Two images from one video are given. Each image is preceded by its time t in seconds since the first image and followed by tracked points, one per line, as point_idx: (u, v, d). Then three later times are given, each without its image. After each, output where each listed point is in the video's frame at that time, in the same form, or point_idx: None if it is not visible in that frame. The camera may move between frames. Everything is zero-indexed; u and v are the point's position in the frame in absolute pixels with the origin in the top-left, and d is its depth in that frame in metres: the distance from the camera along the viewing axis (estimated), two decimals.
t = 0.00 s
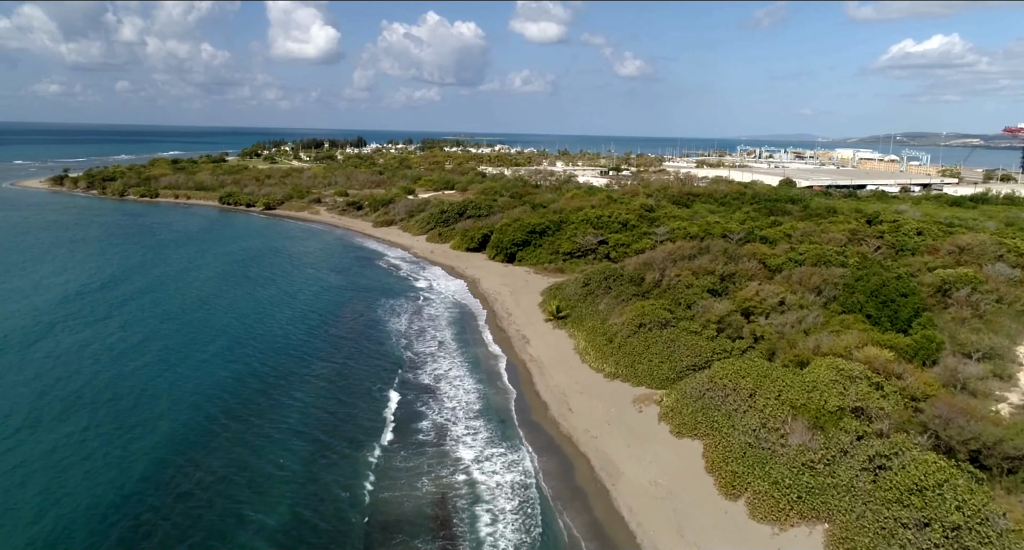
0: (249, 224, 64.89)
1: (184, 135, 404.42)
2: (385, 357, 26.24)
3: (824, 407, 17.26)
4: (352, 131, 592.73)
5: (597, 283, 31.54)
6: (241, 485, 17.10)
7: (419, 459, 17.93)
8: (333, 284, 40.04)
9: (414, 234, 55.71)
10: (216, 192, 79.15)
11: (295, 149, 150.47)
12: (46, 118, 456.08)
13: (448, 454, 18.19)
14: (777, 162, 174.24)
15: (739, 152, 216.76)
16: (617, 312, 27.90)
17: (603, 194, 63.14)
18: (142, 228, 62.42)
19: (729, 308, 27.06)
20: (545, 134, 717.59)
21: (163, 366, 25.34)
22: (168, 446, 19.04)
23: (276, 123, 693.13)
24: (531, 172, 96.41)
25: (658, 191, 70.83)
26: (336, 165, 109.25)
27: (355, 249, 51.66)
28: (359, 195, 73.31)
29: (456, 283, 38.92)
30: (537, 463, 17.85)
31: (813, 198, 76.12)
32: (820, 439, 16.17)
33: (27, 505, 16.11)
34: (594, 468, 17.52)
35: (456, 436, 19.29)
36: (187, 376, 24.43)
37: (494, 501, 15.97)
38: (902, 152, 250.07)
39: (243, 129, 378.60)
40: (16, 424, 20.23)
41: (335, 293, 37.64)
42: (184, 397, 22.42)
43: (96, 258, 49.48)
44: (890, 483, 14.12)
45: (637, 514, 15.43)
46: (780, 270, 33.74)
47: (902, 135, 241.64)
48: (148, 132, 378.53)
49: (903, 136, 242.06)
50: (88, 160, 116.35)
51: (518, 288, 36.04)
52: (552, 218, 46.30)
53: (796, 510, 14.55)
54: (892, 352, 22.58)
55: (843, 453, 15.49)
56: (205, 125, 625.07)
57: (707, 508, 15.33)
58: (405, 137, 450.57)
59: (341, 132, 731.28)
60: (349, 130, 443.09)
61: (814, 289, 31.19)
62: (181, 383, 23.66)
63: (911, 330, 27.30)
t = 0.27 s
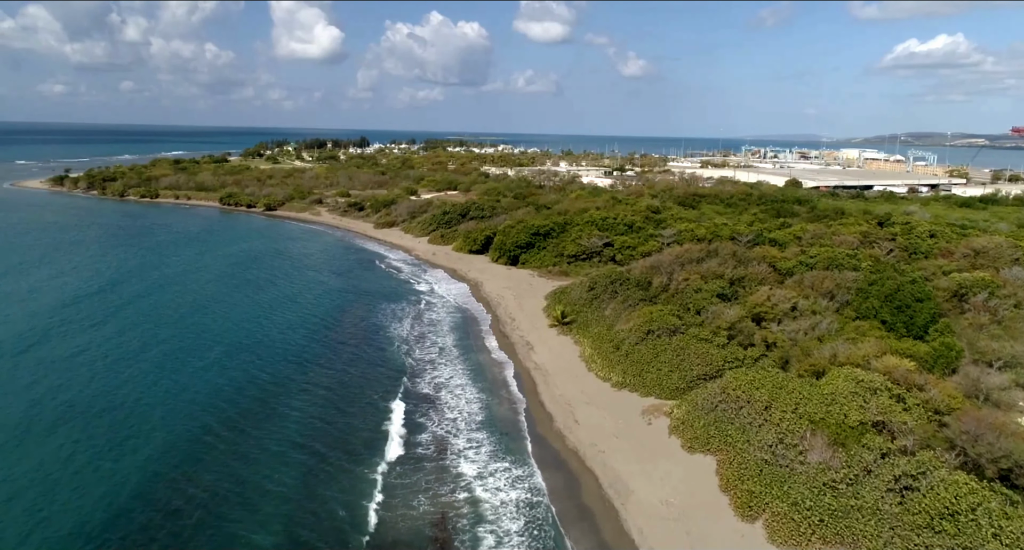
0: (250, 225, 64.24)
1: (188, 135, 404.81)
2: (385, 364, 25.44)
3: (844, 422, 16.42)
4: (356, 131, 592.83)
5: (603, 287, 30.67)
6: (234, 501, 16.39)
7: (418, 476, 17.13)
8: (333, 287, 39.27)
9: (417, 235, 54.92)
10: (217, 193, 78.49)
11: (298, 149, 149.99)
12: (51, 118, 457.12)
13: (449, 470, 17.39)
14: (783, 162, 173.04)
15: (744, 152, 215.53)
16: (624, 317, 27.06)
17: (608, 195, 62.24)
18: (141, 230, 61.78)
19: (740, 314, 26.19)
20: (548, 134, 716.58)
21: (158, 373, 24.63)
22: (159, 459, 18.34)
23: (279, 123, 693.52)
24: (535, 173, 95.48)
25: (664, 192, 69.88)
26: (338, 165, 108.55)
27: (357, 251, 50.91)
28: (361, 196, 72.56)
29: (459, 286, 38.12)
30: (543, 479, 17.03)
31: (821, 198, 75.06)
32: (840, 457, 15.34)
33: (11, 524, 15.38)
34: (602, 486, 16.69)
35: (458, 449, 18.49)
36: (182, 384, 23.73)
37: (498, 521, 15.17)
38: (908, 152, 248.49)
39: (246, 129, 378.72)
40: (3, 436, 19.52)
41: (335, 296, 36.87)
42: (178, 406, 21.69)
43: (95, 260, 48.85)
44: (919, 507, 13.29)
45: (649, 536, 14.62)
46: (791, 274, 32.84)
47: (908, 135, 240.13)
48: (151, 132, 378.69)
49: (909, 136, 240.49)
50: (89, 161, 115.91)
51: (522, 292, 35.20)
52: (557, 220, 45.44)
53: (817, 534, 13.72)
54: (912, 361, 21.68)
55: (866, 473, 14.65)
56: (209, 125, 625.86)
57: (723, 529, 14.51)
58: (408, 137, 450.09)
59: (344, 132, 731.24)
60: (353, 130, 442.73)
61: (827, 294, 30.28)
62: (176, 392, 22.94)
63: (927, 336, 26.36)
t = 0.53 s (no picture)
0: (250, 226, 63.58)
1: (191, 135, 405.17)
2: (385, 371, 24.74)
3: (864, 438, 15.65)
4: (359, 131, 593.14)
5: (609, 291, 29.91)
6: (228, 517, 15.74)
7: (417, 492, 16.40)
8: (334, 290, 38.61)
9: (419, 237, 54.23)
10: (218, 193, 77.93)
11: (301, 149, 149.63)
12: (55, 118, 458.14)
13: (450, 485, 16.65)
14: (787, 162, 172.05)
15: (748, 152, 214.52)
16: (630, 323, 26.30)
17: (612, 196, 61.45)
18: (141, 231, 61.24)
19: (751, 319, 25.39)
20: (551, 134, 716.07)
21: (153, 381, 23.97)
22: (151, 472, 17.68)
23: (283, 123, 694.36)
24: (538, 173, 94.71)
25: (669, 193, 69.07)
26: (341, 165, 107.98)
27: (358, 253, 50.25)
28: (362, 196, 71.92)
29: (461, 290, 37.43)
30: (548, 496, 16.29)
31: (828, 199, 74.15)
32: (861, 475, 14.56)
33: None
34: (609, 503, 15.94)
35: (460, 463, 17.76)
36: (177, 392, 23.06)
37: (501, 541, 14.44)
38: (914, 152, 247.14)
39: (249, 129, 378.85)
40: None
41: (335, 300, 36.21)
42: (172, 416, 21.02)
43: (93, 262, 48.21)
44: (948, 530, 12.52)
45: None
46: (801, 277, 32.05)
47: (913, 135, 238.87)
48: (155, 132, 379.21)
49: (914, 136, 239.20)
50: (91, 160, 115.56)
51: (525, 296, 34.47)
52: (561, 221, 44.67)
53: None
54: (930, 370, 20.87)
55: (890, 493, 13.87)
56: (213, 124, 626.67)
57: None
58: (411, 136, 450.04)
59: (347, 131, 732.24)
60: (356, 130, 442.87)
61: (839, 298, 29.46)
62: (170, 400, 22.28)
63: (943, 343, 25.51)
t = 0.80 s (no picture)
0: (251, 228, 63.08)
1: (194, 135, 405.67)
2: (384, 378, 24.10)
3: (883, 452, 14.97)
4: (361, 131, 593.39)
5: (614, 295, 29.23)
6: (222, 532, 15.15)
7: (416, 507, 15.76)
8: (334, 293, 38.02)
9: (420, 238, 53.65)
10: (219, 194, 77.44)
11: (303, 149, 149.34)
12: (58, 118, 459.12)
13: (451, 500, 16.01)
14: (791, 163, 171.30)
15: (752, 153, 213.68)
16: (636, 328, 25.63)
17: (616, 197, 60.78)
18: (141, 232, 60.79)
19: (760, 324, 24.70)
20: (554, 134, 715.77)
21: (149, 388, 23.39)
22: (144, 483, 17.11)
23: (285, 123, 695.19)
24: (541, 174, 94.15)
25: (673, 193, 68.39)
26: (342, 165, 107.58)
27: (359, 255, 49.66)
28: (364, 197, 71.38)
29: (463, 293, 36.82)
30: (553, 511, 15.64)
31: (834, 200, 73.39)
32: (882, 492, 13.89)
33: None
34: (617, 519, 15.28)
35: (461, 476, 17.11)
36: (173, 399, 22.48)
37: None
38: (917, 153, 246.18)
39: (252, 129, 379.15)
40: None
41: (336, 303, 35.62)
42: (166, 425, 20.43)
43: (92, 265, 47.73)
44: None
45: None
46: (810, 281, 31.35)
47: (917, 136, 237.94)
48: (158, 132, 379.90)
49: (918, 136, 238.18)
50: (92, 160, 115.29)
51: (529, 299, 33.83)
52: (564, 223, 44.00)
53: None
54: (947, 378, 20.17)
55: (912, 511, 13.20)
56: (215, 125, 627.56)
57: None
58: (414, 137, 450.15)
59: (350, 131, 732.84)
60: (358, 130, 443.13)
61: (849, 303, 28.75)
62: (165, 408, 21.69)
63: (958, 349, 24.79)
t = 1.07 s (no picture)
0: (252, 229, 62.46)
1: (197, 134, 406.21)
2: (384, 386, 23.32)
3: (909, 472, 14.12)
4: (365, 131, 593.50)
5: (620, 300, 28.37)
6: None
7: (414, 528, 14.97)
8: (334, 296, 37.30)
9: (423, 239, 52.89)
10: (220, 194, 76.87)
11: (306, 149, 148.81)
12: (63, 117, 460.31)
13: (450, 520, 15.20)
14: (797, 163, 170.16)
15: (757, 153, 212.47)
16: (644, 335, 24.79)
17: (621, 197, 59.94)
18: (142, 233, 60.27)
19: (772, 331, 23.83)
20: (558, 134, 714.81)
21: (142, 396, 22.70)
22: (132, 499, 16.40)
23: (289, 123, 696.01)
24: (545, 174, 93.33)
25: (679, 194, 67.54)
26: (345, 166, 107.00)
27: (361, 257, 48.94)
28: (366, 198, 70.69)
29: (466, 296, 36.06)
30: (559, 533, 14.82)
31: (842, 201, 72.44)
32: (909, 517, 13.03)
33: None
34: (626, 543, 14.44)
35: (461, 493, 16.30)
36: (166, 408, 21.78)
37: None
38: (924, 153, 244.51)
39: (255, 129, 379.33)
40: None
41: (336, 307, 34.90)
42: (158, 436, 19.73)
43: (91, 266, 47.17)
44: None
45: None
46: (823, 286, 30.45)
47: (924, 136, 236.42)
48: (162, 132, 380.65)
49: (925, 136, 236.70)
50: (95, 160, 115.01)
51: (533, 303, 33.03)
52: (569, 225, 43.18)
53: None
54: (970, 389, 19.28)
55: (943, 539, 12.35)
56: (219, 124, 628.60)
57: None
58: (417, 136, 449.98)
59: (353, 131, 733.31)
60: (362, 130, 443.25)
61: (864, 308, 27.84)
62: (158, 418, 20.99)
63: (978, 358, 23.86)
